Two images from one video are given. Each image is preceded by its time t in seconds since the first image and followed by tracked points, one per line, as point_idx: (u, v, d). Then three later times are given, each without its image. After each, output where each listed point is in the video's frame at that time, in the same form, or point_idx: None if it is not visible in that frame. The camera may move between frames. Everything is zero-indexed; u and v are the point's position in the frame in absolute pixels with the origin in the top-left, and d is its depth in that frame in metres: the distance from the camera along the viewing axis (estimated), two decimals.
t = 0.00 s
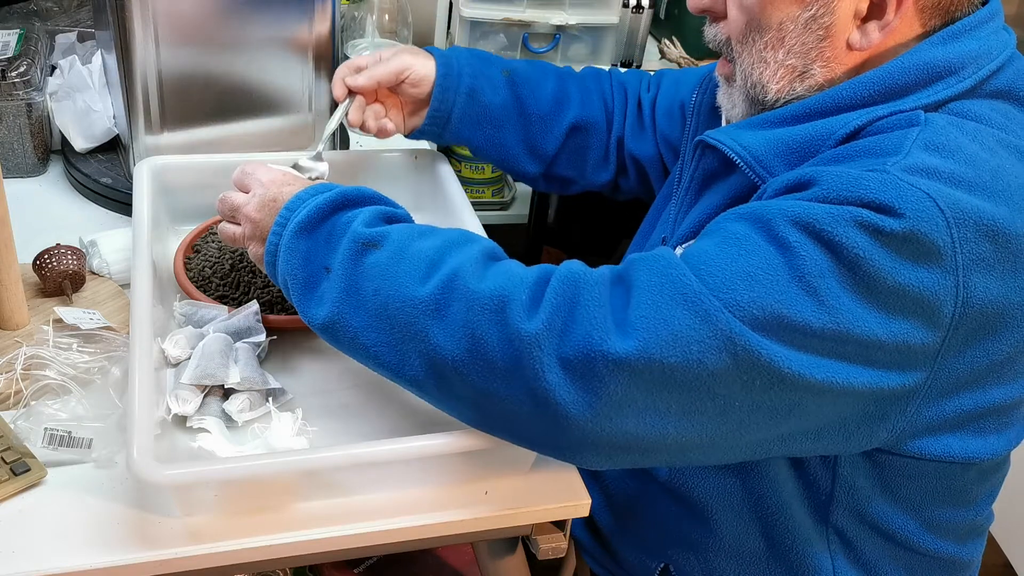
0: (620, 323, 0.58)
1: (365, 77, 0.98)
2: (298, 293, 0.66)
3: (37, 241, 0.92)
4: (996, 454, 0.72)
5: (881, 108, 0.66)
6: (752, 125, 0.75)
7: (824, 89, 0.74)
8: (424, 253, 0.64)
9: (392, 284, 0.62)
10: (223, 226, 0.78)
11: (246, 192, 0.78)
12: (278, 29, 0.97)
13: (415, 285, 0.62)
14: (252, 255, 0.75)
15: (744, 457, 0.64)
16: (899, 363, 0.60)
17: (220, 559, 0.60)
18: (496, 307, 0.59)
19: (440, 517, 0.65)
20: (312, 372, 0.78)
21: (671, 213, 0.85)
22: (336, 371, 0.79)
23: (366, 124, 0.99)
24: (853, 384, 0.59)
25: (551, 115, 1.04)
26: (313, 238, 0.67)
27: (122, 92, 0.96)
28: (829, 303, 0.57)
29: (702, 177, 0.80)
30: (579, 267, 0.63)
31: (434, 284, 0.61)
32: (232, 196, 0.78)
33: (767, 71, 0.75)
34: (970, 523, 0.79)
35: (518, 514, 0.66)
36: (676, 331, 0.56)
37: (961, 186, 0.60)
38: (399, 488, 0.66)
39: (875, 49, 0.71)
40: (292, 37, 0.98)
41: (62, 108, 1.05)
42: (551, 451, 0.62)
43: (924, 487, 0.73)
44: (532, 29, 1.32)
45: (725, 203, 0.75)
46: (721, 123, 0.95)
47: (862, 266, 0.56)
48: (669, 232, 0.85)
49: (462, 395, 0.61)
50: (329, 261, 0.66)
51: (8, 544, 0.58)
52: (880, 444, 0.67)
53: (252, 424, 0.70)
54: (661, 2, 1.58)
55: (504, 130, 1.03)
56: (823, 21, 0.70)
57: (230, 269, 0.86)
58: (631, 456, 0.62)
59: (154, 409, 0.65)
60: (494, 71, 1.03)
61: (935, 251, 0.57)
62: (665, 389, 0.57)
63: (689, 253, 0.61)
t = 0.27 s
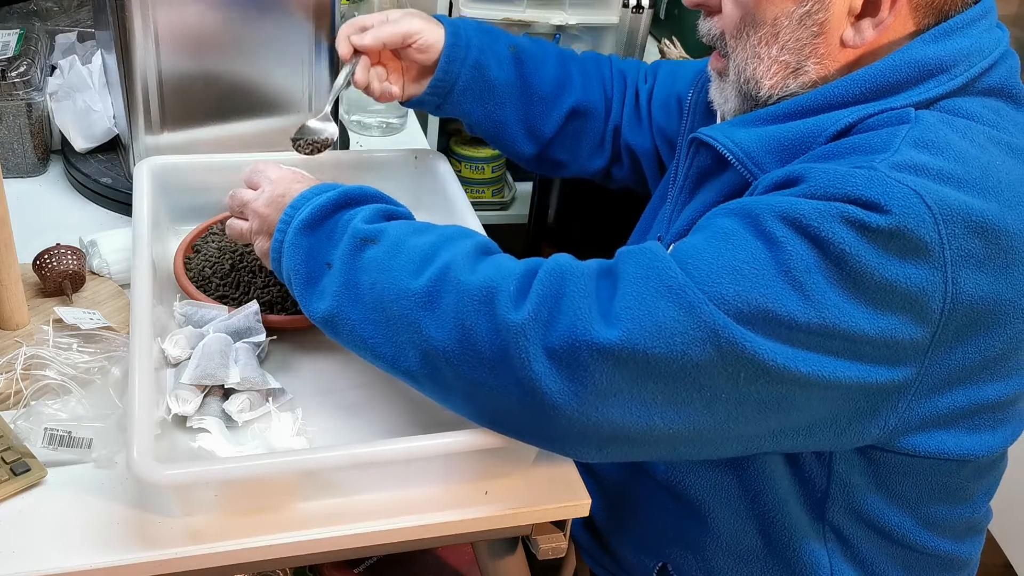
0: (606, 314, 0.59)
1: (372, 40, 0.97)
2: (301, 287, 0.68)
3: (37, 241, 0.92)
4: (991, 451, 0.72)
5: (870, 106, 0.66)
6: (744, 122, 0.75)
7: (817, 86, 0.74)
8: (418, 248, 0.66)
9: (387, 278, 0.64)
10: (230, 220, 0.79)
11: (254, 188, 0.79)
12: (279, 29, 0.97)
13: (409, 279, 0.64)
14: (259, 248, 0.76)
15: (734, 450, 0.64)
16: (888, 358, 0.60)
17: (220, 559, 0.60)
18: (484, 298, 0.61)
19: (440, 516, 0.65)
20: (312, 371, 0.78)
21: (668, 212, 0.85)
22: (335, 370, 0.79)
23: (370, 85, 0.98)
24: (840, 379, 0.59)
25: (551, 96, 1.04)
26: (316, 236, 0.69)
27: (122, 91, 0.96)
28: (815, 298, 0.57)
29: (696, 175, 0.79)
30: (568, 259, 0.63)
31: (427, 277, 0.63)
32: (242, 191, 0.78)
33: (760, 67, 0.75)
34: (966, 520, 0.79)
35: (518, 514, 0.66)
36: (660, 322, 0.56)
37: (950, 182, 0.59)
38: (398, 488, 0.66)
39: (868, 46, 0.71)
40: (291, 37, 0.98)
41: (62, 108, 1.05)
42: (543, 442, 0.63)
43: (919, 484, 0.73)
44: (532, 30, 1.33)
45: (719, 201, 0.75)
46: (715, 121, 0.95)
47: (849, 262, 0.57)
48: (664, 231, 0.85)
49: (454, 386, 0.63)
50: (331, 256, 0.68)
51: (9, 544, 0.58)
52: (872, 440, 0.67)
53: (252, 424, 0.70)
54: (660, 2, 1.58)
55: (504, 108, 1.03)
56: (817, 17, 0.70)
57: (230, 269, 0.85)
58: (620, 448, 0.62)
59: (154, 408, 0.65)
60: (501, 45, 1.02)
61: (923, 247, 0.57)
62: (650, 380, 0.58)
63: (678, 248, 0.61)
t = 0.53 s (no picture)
0: (600, 309, 0.59)
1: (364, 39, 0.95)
2: (311, 279, 0.69)
3: (37, 241, 0.92)
4: (991, 451, 0.72)
5: (870, 106, 0.66)
6: (743, 121, 0.75)
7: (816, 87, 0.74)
8: (419, 244, 0.66)
9: (389, 272, 0.65)
10: (237, 214, 0.79)
11: (260, 181, 0.79)
12: (279, 30, 0.97)
13: (410, 273, 0.64)
14: (267, 240, 0.76)
15: (729, 447, 0.64)
16: (884, 358, 0.61)
17: (220, 559, 0.60)
18: (480, 293, 0.61)
19: (440, 517, 0.65)
20: (312, 371, 0.78)
21: (666, 212, 0.85)
22: (335, 370, 0.79)
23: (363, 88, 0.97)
24: (834, 378, 0.59)
25: (546, 94, 1.04)
26: (326, 230, 0.70)
27: (122, 92, 0.96)
28: (810, 299, 0.57)
29: (694, 175, 0.79)
30: (564, 255, 0.64)
31: (427, 273, 0.63)
32: (249, 184, 0.79)
33: (760, 68, 0.75)
34: (966, 520, 0.79)
35: (517, 514, 0.66)
36: (653, 319, 0.57)
37: (948, 184, 0.59)
38: (398, 488, 0.66)
39: (869, 48, 0.71)
40: (291, 37, 0.98)
41: (62, 108, 1.05)
42: (542, 436, 0.63)
43: (918, 484, 0.73)
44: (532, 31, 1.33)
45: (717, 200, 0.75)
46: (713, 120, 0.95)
47: (844, 264, 0.56)
48: (662, 230, 0.85)
49: (452, 380, 0.63)
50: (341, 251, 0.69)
51: (9, 544, 0.58)
52: (869, 440, 0.67)
53: (252, 424, 0.70)
54: (661, 2, 1.58)
55: (498, 108, 1.03)
56: (817, 19, 0.71)
57: (230, 269, 0.85)
58: (615, 443, 0.63)
59: (154, 408, 0.65)
60: (497, 47, 1.01)
61: (919, 249, 0.57)
62: (643, 376, 0.58)
63: (674, 246, 0.61)
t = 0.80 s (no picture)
0: (597, 311, 0.59)
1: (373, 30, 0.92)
2: (313, 280, 0.69)
3: (37, 241, 0.92)
4: (991, 452, 0.72)
5: (872, 108, 0.66)
6: (743, 121, 0.75)
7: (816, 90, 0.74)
8: (419, 245, 0.66)
9: (388, 274, 0.65)
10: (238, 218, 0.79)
11: (259, 185, 0.79)
12: (279, 30, 0.97)
13: (409, 275, 0.64)
14: (270, 244, 0.76)
15: (727, 448, 0.64)
16: (882, 361, 0.61)
17: (220, 559, 0.60)
18: (478, 294, 0.61)
19: (440, 517, 0.65)
20: (312, 371, 0.78)
21: (664, 213, 0.85)
22: (335, 371, 0.79)
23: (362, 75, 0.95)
24: (831, 380, 0.59)
25: (546, 87, 1.04)
26: (326, 232, 0.70)
27: (122, 91, 0.96)
28: (807, 302, 0.57)
29: (694, 175, 0.79)
30: (562, 256, 0.64)
31: (426, 274, 0.63)
32: (249, 190, 0.79)
33: (760, 70, 0.75)
34: (966, 521, 0.79)
35: (517, 514, 0.66)
36: (649, 322, 0.57)
37: (947, 187, 0.59)
38: (398, 488, 0.66)
39: (870, 51, 0.71)
40: (291, 38, 0.98)
41: (62, 108, 1.05)
42: (541, 435, 0.64)
43: (918, 485, 0.73)
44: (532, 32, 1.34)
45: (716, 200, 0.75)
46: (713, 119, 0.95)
47: (842, 267, 0.56)
48: (662, 230, 0.84)
49: (451, 380, 0.64)
50: (342, 252, 0.69)
51: (8, 544, 0.58)
52: (868, 442, 0.67)
53: (252, 424, 0.70)
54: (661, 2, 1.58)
55: (501, 101, 1.03)
56: (819, 21, 0.71)
57: (230, 269, 0.85)
58: (613, 444, 0.63)
59: (154, 408, 0.65)
60: (507, 40, 1.00)
61: (917, 252, 0.57)
62: (640, 378, 0.58)
63: (672, 248, 0.61)
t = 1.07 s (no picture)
0: (597, 313, 0.59)
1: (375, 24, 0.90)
2: (313, 281, 0.69)
3: (37, 241, 0.92)
4: (992, 454, 0.72)
5: (873, 110, 0.66)
6: (744, 122, 0.75)
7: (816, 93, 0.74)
8: (418, 245, 0.66)
9: (388, 275, 0.65)
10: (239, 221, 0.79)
11: (259, 187, 0.79)
12: (279, 30, 0.97)
13: (409, 276, 0.64)
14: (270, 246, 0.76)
15: (727, 449, 0.64)
16: (882, 363, 0.61)
17: (220, 559, 0.60)
18: (477, 295, 0.61)
19: (440, 517, 0.65)
20: (312, 371, 0.78)
21: (664, 213, 0.85)
22: (335, 371, 0.79)
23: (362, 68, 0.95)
24: (831, 383, 0.59)
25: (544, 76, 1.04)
26: (326, 232, 0.70)
27: (122, 91, 0.96)
28: (807, 305, 0.57)
29: (694, 175, 0.79)
30: (561, 258, 0.64)
31: (426, 275, 0.63)
32: (248, 192, 0.79)
33: (760, 72, 0.75)
34: (967, 522, 0.79)
35: (518, 514, 0.66)
36: (648, 324, 0.57)
37: (948, 190, 0.59)
38: (399, 489, 0.66)
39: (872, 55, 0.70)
40: (291, 38, 0.98)
41: (62, 108, 1.05)
42: (541, 436, 0.64)
43: (919, 486, 0.73)
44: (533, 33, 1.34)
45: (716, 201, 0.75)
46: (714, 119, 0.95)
47: (842, 270, 0.56)
48: (662, 231, 0.84)
49: (451, 382, 0.64)
50: (341, 252, 0.69)
51: (8, 544, 0.58)
52: (868, 444, 0.67)
53: (252, 424, 0.70)
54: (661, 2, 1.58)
55: (499, 88, 1.02)
56: (821, 24, 0.71)
57: (230, 269, 0.85)
58: (612, 445, 0.63)
59: (154, 409, 0.65)
60: (511, 26, 0.99)
61: (918, 256, 0.57)
62: (639, 380, 0.58)
63: (673, 250, 0.61)
